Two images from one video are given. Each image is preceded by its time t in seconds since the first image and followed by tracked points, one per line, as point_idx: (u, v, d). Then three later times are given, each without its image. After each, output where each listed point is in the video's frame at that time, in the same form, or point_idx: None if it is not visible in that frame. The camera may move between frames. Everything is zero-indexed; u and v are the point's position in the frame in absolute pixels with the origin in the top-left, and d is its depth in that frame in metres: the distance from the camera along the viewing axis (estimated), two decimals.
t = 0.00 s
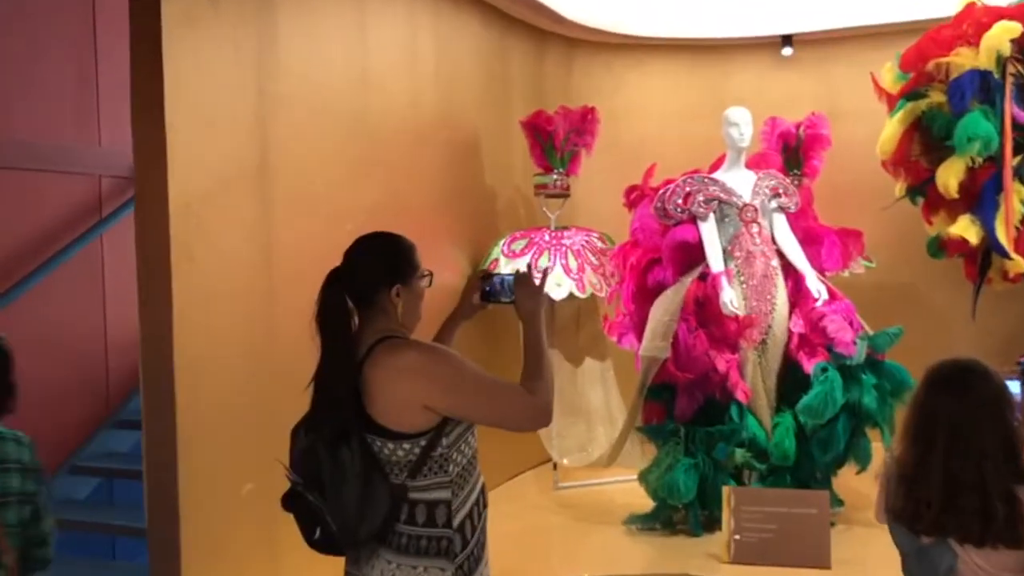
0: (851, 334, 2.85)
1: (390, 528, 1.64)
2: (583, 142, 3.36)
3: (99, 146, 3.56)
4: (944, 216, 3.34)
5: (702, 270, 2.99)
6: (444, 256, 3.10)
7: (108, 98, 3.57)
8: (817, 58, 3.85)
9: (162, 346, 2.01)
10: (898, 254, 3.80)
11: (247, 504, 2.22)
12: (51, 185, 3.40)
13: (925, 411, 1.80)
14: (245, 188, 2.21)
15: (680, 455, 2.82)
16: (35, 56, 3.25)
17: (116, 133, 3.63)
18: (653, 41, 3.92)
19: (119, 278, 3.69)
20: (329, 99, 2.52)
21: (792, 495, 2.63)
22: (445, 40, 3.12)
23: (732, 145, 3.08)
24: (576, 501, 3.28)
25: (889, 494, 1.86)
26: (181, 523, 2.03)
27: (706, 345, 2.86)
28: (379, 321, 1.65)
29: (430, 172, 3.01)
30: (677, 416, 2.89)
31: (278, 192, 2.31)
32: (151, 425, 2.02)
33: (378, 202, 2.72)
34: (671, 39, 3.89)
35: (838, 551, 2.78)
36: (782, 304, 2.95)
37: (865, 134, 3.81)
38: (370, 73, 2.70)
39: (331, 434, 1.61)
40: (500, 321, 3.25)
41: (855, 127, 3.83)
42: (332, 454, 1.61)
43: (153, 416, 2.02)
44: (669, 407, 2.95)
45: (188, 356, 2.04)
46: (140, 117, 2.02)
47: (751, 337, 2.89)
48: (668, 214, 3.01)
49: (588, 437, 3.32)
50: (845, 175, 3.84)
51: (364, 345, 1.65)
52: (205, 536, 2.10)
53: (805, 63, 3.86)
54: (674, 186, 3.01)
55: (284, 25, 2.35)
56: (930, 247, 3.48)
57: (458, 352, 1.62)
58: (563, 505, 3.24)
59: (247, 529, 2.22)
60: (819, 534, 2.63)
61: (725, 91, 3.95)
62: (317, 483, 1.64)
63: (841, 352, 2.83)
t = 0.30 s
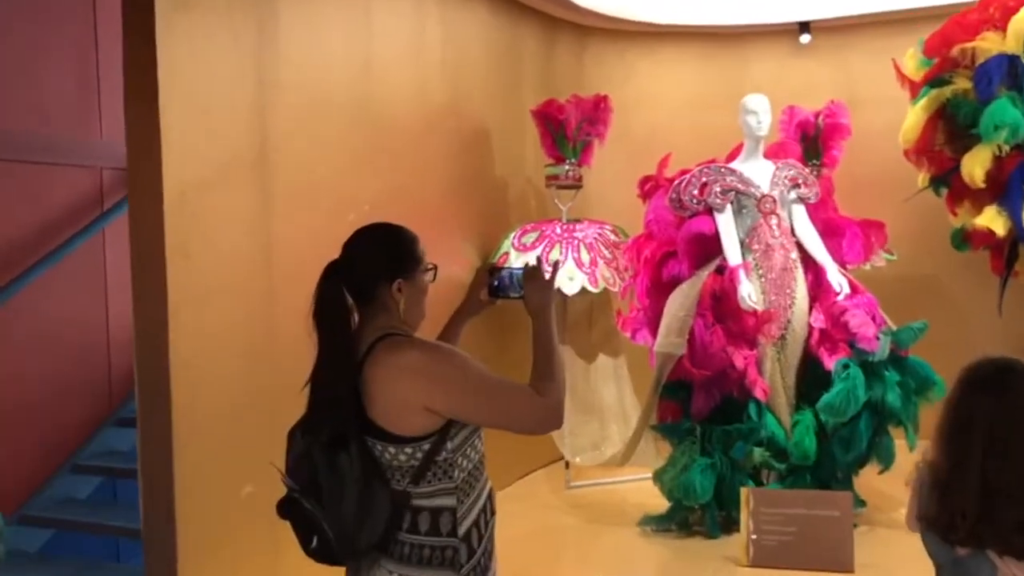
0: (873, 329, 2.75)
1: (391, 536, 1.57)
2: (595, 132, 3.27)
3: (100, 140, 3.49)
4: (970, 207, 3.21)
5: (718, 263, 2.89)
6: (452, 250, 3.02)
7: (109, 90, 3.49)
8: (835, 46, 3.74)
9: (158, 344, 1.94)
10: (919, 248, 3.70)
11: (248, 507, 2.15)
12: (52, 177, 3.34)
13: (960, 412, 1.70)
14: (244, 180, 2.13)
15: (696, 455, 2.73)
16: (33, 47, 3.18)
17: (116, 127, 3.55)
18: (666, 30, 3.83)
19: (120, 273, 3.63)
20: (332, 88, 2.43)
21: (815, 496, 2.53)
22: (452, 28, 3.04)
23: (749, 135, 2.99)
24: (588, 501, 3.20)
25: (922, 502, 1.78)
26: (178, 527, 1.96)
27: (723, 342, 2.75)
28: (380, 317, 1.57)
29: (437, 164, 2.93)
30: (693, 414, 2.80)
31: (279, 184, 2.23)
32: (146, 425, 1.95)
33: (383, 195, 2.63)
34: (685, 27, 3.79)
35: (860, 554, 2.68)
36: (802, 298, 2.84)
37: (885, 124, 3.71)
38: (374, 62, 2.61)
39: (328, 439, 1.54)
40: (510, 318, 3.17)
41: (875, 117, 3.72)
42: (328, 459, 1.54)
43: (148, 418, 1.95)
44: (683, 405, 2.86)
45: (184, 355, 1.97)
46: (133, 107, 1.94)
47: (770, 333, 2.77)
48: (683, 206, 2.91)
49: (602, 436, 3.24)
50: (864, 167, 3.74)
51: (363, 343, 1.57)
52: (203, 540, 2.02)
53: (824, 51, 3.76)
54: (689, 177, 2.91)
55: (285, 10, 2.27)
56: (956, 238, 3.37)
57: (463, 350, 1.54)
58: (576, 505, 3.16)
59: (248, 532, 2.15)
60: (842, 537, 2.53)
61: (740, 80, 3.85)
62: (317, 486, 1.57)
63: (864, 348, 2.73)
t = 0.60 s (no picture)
0: (893, 327, 2.65)
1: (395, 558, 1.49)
2: (602, 126, 3.17)
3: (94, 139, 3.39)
4: (992, 200, 3.10)
5: (732, 261, 2.79)
6: (456, 249, 2.92)
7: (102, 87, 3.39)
8: (847, 36, 3.64)
9: (148, 352, 1.84)
10: (935, 243, 3.60)
11: (245, 521, 2.05)
12: (44, 179, 3.26)
13: (1003, 420, 1.61)
14: (238, 178, 2.04)
15: (710, 460, 2.64)
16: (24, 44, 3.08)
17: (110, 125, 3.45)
18: (673, 22, 3.73)
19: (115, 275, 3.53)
20: (330, 83, 2.34)
21: (835, 501, 2.43)
22: (455, 20, 2.94)
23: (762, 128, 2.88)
24: (598, 507, 3.10)
25: (966, 517, 1.69)
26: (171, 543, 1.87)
27: (738, 342, 2.67)
28: (380, 323, 1.49)
29: (440, 161, 2.83)
30: (707, 417, 2.70)
31: (276, 184, 2.14)
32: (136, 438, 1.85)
33: (384, 194, 2.54)
34: (692, 19, 3.69)
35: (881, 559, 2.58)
36: (818, 296, 2.75)
37: (900, 116, 3.61)
38: (374, 56, 2.52)
39: (325, 455, 1.45)
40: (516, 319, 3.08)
41: (889, 109, 3.62)
42: (325, 476, 1.45)
43: (139, 429, 1.85)
44: (696, 407, 2.77)
45: (176, 363, 1.87)
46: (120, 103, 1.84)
47: (786, 332, 2.69)
48: (694, 202, 2.81)
49: (612, 439, 3.13)
50: (878, 160, 3.64)
51: (362, 352, 1.49)
52: (198, 556, 1.93)
53: (837, 41, 3.66)
54: (700, 172, 2.81)
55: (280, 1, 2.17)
56: (976, 232, 3.26)
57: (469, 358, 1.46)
58: (585, 512, 3.06)
59: (246, 547, 2.06)
60: (865, 546, 2.41)
61: (750, 73, 3.75)
62: (316, 506, 1.48)
63: (884, 347, 2.63)
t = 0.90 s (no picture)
0: (901, 336, 2.58)
1: None
2: (600, 131, 3.10)
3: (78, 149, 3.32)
4: (998, 204, 3.04)
5: (735, 268, 2.72)
6: (452, 259, 2.84)
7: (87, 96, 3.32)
8: (846, 39, 3.58)
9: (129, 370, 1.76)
10: (939, 249, 3.54)
11: (232, 545, 1.97)
12: (28, 190, 3.18)
13: None
14: (224, 188, 1.96)
15: (715, 475, 2.56)
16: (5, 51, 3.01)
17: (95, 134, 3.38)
18: (670, 26, 3.66)
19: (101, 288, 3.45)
20: (320, 89, 2.26)
21: (844, 517, 2.28)
22: (448, 24, 2.87)
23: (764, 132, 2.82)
24: (599, 522, 3.02)
25: (995, 520, 1.41)
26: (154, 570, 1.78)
27: (742, 352, 2.60)
28: (373, 340, 1.41)
29: (435, 168, 2.75)
30: (711, 430, 2.62)
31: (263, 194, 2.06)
32: (118, 460, 1.76)
33: (377, 204, 2.46)
34: (690, 22, 3.63)
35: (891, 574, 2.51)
36: (824, 304, 2.68)
37: (901, 120, 3.55)
38: (364, 61, 2.44)
39: (314, 483, 1.37)
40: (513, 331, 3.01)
41: (891, 113, 3.56)
42: (314, 506, 1.37)
43: (120, 451, 1.77)
44: (700, 419, 2.69)
45: (159, 381, 1.79)
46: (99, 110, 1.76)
47: (791, 342, 2.62)
48: (695, 208, 2.74)
49: (613, 451, 3.04)
50: (880, 165, 3.58)
51: (354, 373, 1.42)
52: None
53: (837, 44, 3.59)
54: (701, 177, 2.73)
55: (267, 4, 2.10)
56: (982, 238, 3.20)
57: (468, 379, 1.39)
58: (586, 527, 2.98)
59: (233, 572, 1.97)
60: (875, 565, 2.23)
61: (748, 76, 3.69)
62: (303, 535, 1.42)
63: (892, 356, 2.56)
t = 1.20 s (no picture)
0: (903, 348, 2.51)
1: None
2: (592, 138, 3.03)
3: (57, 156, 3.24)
4: (999, 212, 2.98)
5: (732, 278, 2.66)
6: (441, 269, 2.77)
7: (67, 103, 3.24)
8: (844, 44, 3.52)
9: (100, 389, 1.68)
10: (939, 258, 3.48)
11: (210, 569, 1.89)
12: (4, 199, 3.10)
13: None
14: (202, 197, 1.88)
15: (712, 491, 2.49)
16: None
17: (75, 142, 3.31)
18: (664, 31, 3.60)
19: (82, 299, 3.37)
20: (303, 94, 2.19)
21: (846, 535, 2.22)
22: (437, 29, 2.80)
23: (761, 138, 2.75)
24: (594, 539, 2.94)
25: None
26: None
27: (739, 365, 2.53)
28: (352, 358, 1.34)
29: (423, 175, 2.68)
30: (708, 445, 2.55)
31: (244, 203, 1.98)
32: (88, 483, 1.68)
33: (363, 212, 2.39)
34: (684, 27, 3.56)
35: None
36: (823, 315, 2.61)
37: (899, 126, 3.48)
38: (350, 66, 2.37)
39: (291, 512, 1.31)
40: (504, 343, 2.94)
41: (889, 119, 3.50)
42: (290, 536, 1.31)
43: (91, 474, 1.68)
44: (696, 434, 2.61)
45: (131, 400, 1.70)
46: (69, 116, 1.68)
47: (790, 354, 2.55)
48: (691, 217, 2.67)
49: (606, 466, 2.97)
50: (878, 172, 3.52)
51: (331, 394, 1.35)
52: None
53: (834, 49, 3.53)
54: (698, 185, 2.66)
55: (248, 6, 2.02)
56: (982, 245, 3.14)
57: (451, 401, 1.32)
58: (580, 544, 2.90)
59: None
60: None
61: (743, 82, 3.62)
62: (280, 566, 1.36)
63: (894, 369, 2.49)
